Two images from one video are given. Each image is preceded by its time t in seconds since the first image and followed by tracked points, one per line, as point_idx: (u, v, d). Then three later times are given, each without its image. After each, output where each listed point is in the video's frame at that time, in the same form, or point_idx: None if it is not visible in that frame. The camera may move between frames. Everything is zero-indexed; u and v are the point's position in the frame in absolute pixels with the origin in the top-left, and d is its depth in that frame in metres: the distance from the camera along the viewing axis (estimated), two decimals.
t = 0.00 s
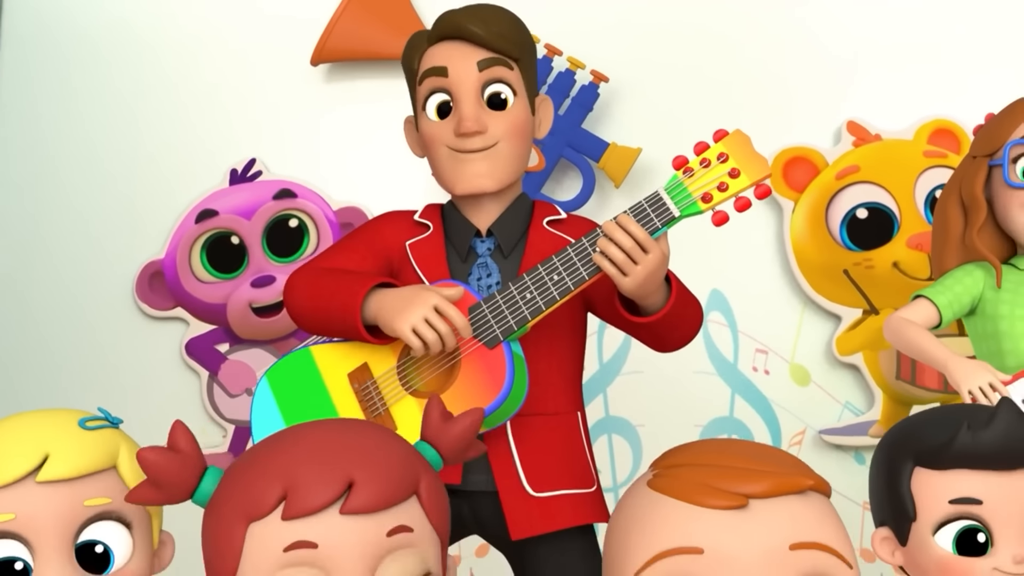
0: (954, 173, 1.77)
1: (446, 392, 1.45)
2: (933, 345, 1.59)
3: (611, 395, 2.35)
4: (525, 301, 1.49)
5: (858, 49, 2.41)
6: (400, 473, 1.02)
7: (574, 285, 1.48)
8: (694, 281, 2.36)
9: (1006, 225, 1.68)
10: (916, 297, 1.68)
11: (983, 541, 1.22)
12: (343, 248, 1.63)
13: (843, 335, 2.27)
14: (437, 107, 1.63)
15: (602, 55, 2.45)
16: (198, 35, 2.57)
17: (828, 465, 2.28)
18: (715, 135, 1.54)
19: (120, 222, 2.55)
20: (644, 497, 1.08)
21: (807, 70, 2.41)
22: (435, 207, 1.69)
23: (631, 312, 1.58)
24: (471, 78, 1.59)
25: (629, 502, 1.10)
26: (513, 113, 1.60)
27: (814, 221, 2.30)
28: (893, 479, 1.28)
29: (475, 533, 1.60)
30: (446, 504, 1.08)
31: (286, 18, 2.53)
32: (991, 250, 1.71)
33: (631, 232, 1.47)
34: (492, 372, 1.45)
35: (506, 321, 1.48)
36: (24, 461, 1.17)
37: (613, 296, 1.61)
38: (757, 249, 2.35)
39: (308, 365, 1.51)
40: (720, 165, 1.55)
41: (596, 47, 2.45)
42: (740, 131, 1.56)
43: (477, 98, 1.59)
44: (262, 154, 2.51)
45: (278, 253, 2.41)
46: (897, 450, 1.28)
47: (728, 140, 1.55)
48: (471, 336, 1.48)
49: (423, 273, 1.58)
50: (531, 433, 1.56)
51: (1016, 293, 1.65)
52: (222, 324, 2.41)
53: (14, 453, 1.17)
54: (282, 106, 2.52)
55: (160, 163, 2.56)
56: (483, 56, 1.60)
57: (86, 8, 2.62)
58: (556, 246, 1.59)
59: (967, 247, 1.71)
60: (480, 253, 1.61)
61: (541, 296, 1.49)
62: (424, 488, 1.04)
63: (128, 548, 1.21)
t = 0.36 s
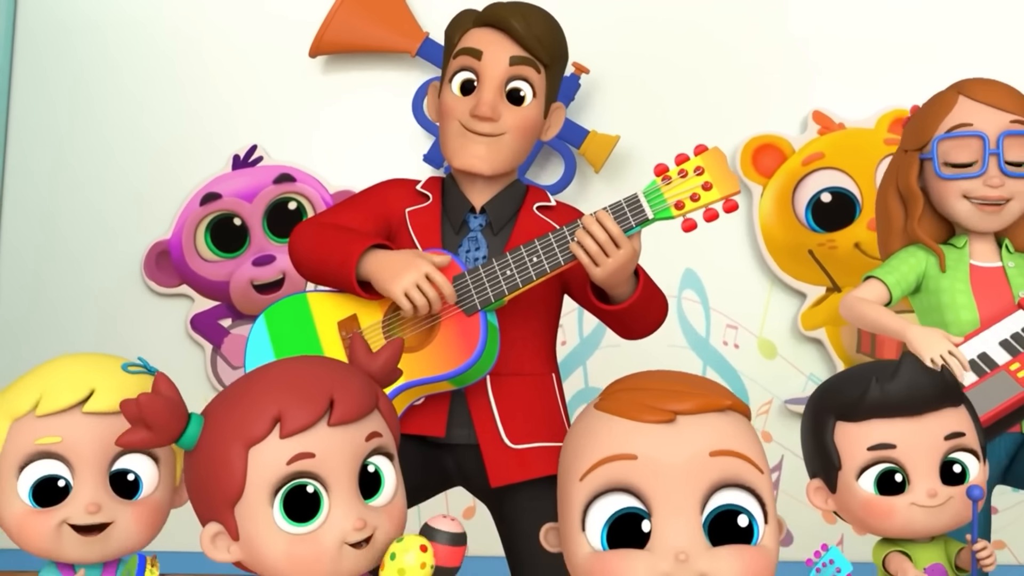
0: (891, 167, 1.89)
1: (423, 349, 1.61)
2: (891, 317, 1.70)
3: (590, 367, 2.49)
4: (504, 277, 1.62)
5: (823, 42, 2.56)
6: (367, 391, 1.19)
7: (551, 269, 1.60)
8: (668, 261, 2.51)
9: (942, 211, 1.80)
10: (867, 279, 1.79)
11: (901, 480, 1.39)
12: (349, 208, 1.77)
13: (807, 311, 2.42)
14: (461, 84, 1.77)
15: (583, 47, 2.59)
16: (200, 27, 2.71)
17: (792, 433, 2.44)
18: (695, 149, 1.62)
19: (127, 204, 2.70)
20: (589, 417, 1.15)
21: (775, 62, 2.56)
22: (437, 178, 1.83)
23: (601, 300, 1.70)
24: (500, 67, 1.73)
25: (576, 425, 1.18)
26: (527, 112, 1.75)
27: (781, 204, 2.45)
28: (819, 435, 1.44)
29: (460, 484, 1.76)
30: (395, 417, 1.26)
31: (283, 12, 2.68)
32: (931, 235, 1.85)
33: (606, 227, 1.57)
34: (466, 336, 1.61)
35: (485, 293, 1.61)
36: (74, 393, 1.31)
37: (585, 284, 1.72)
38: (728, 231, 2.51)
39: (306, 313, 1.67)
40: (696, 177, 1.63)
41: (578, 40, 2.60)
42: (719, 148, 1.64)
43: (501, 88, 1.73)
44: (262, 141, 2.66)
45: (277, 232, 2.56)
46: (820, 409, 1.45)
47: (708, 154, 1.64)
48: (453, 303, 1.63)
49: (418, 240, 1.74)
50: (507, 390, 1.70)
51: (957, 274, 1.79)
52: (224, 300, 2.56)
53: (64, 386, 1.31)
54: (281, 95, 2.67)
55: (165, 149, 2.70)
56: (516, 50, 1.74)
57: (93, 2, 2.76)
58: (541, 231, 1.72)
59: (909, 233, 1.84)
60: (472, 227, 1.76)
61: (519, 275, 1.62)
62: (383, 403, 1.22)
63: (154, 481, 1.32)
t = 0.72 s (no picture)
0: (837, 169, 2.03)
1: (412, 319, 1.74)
2: (849, 296, 1.83)
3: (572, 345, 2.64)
4: (487, 252, 1.75)
5: (795, 37, 2.70)
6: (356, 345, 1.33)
7: (530, 244, 1.74)
8: (646, 245, 2.65)
9: (892, 196, 1.94)
10: (827, 264, 1.92)
11: (850, 438, 1.49)
12: (342, 188, 1.91)
13: (778, 292, 2.56)
14: (448, 75, 1.90)
15: (566, 41, 2.73)
16: (202, 22, 2.84)
17: (763, 408, 2.58)
18: (663, 135, 1.77)
19: (132, 190, 2.83)
20: (556, 364, 1.31)
21: (749, 57, 2.70)
22: (425, 163, 1.98)
23: (577, 275, 1.83)
24: (484, 58, 1.86)
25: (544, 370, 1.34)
26: (510, 99, 1.88)
27: (753, 191, 2.58)
28: (786, 389, 1.54)
29: (445, 446, 1.90)
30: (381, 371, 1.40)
31: (281, 7, 2.81)
32: (885, 222, 1.97)
33: (580, 205, 1.70)
34: (452, 307, 1.74)
35: (469, 267, 1.74)
36: (87, 350, 1.46)
37: (563, 261, 1.85)
38: (703, 217, 2.64)
39: (302, 284, 1.80)
40: (662, 160, 1.77)
41: (562, 35, 2.73)
42: (684, 135, 1.79)
43: (485, 77, 1.86)
44: (261, 130, 2.80)
45: (275, 217, 2.70)
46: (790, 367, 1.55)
47: (674, 140, 1.78)
48: (440, 275, 1.76)
49: (407, 218, 1.87)
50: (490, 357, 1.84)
51: (910, 256, 1.92)
52: (224, 281, 2.69)
53: (80, 343, 1.46)
54: (279, 87, 2.80)
55: (169, 137, 2.83)
56: (499, 43, 1.88)
57: None
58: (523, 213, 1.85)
59: (864, 220, 1.96)
60: (458, 208, 1.89)
61: (500, 250, 1.75)
62: (370, 357, 1.36)
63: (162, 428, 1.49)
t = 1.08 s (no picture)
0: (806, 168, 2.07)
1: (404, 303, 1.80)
2: (826, 284, 1.86)
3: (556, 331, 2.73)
4: (470, 231, 1.84)
5: (773, 36, 2.79)
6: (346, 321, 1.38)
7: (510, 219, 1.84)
8: (628, 235, 2.75)
9: (861, 191, 1.99)
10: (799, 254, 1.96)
11: (813, 409, 1.57)
12: (327, 188, 1.99)
13: (755, 281, 2.66)
14: (414, 81, 1.96)
15: (553, 39, 2.82)
16: (200, 19, 2.93)
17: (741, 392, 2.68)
18: (622, 101, 1.86)
19: (132, 181, 2.91)
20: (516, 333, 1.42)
21: (730, 55, 2.79)
22: (403, 160, 2.08)
23: (557, 243, 1.93)
24: (442, 54, 1.95)
25: (507, 337, 1.44)
26: (478, 84, 1.99)
27: (732, 183, 2.68)
28: (757, 360, 1.63)
29: (432, 423, 1.99)
30: (389, 354, 1.41)
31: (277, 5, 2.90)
32: (855, 213, 2.01)
33: (553, 175, 1.79)
34: (442, 289, 1.81)
35: (454, 246, 1.83)
36: (91, 326, 1.54)
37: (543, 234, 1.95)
38: (684, 209, 2.74)
39: (296, 279, 1.85)
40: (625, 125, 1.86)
41: (548, 33, 2.83)
42: (642, 99, 1.88)
43: (450, 71, 1.95)
44: (257, 123, 2.89)
45: (270, 208, 2.78)
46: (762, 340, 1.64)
47: (633, 106, 1.87)
48: (427, 257, 1.83)
49: (390, 209, 1.97)
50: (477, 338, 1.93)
51: (878, 245, 1.96)
52: (220, 269, 2.78)
53: (83, 320, 1.55)
54: (274, 81, 2.89)
55: (167, 130, 2.92)
56: (449, 35, 1.96)
57: None
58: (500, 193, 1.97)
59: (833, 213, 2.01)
60: (438, 195, 1.99)
61: (482, 226, 1.84)
62: (363, 340, 1.38)
63: (163, 398, 1.59)
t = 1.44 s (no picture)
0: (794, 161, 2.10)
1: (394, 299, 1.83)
2: (802, 280, 1.90)
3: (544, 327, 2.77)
4: (458, 228, 1.88)
5: (759, 37, 2.83)
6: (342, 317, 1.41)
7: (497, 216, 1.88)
8: (615, 233, 2.79)
9: (846, 188, 2.03)
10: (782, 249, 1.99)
11: (789, 404, 1.60)
12: (320, 187, 2.01)
13: (740, 279, 2.70)
14: (409, 77, 1.99)
15: (542, 39, 2.86)
16: (192, 17, 2.95)
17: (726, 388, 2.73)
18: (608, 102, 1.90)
19: (124, 178, 2.94)
20: (481, 336, 1.46)
21: (716, 56, 2.83)
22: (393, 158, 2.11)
23: (544, 242, 1.96)
24: (439, 52, 1.98)
25: (471, 345, 1.47)
26: (471, 84, 2.02)
27: (717, 183, 2.72)
28: (728, 361, 1.66)
29: (422, 417, 2.03)
30: (384, 350, 1.44)
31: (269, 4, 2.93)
32: (836, 211, 2.06)
33: (540, 174, 1.82)
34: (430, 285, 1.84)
35: (443, 243, 1.86)
36: (98, 318, 1.57)
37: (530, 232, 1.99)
38: (670, 208, 2.78)
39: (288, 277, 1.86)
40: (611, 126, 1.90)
41: (537, 33, 2.86)
42: (626, 100, 1.92)
43: (444, 70, 1.98)
44: (249, 122, 2.91)
45: (261, 205, 2.81)
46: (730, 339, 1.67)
47: (619, 107, 1.92)
48: (416, 254, 1.86)
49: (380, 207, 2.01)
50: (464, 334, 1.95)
51: (860, 244, 2.00)
52: (212, 266, 2.82)
53: (90, 312, 1.58)
54: (266, 80, 2.92)
55: (159, 128, 2.95)
56: (446, 35, 2.00)
57: None
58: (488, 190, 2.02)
59: (819, 211, 2.04)
60: (427, 193, 2.03)
61: (470, 224, 1.88)
62: (360, 335, 1.41)
63: (163, 394, 1.62)
